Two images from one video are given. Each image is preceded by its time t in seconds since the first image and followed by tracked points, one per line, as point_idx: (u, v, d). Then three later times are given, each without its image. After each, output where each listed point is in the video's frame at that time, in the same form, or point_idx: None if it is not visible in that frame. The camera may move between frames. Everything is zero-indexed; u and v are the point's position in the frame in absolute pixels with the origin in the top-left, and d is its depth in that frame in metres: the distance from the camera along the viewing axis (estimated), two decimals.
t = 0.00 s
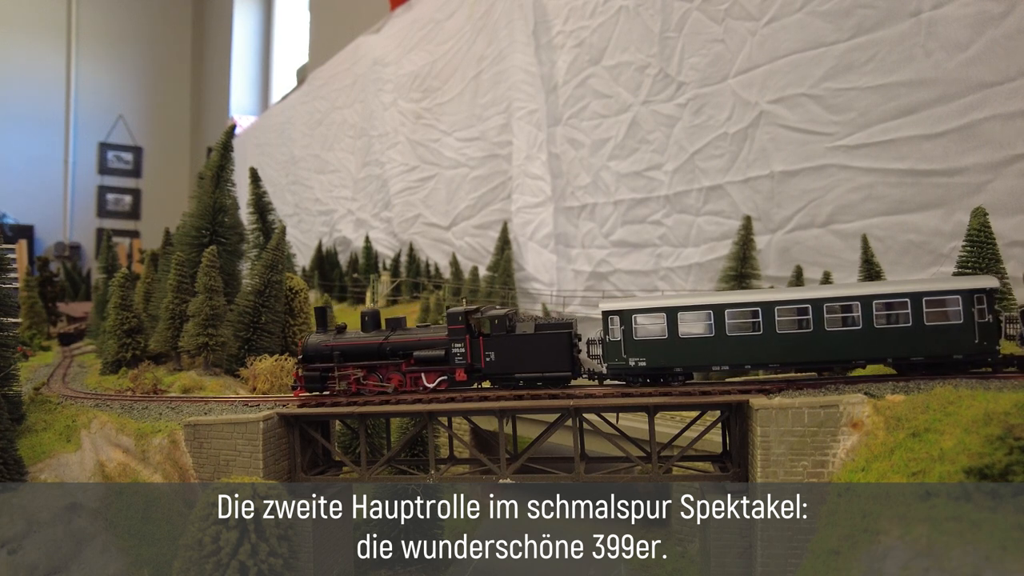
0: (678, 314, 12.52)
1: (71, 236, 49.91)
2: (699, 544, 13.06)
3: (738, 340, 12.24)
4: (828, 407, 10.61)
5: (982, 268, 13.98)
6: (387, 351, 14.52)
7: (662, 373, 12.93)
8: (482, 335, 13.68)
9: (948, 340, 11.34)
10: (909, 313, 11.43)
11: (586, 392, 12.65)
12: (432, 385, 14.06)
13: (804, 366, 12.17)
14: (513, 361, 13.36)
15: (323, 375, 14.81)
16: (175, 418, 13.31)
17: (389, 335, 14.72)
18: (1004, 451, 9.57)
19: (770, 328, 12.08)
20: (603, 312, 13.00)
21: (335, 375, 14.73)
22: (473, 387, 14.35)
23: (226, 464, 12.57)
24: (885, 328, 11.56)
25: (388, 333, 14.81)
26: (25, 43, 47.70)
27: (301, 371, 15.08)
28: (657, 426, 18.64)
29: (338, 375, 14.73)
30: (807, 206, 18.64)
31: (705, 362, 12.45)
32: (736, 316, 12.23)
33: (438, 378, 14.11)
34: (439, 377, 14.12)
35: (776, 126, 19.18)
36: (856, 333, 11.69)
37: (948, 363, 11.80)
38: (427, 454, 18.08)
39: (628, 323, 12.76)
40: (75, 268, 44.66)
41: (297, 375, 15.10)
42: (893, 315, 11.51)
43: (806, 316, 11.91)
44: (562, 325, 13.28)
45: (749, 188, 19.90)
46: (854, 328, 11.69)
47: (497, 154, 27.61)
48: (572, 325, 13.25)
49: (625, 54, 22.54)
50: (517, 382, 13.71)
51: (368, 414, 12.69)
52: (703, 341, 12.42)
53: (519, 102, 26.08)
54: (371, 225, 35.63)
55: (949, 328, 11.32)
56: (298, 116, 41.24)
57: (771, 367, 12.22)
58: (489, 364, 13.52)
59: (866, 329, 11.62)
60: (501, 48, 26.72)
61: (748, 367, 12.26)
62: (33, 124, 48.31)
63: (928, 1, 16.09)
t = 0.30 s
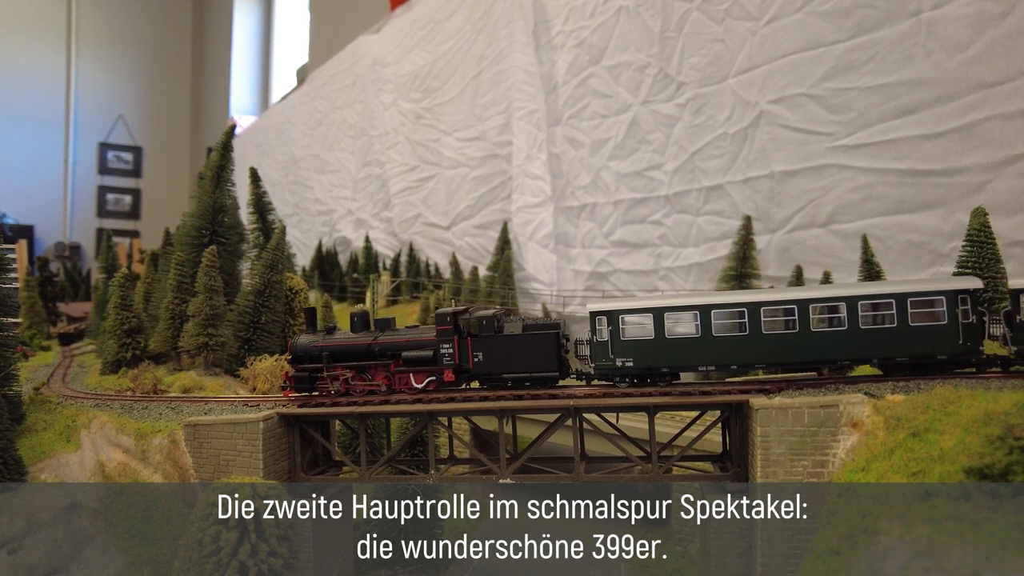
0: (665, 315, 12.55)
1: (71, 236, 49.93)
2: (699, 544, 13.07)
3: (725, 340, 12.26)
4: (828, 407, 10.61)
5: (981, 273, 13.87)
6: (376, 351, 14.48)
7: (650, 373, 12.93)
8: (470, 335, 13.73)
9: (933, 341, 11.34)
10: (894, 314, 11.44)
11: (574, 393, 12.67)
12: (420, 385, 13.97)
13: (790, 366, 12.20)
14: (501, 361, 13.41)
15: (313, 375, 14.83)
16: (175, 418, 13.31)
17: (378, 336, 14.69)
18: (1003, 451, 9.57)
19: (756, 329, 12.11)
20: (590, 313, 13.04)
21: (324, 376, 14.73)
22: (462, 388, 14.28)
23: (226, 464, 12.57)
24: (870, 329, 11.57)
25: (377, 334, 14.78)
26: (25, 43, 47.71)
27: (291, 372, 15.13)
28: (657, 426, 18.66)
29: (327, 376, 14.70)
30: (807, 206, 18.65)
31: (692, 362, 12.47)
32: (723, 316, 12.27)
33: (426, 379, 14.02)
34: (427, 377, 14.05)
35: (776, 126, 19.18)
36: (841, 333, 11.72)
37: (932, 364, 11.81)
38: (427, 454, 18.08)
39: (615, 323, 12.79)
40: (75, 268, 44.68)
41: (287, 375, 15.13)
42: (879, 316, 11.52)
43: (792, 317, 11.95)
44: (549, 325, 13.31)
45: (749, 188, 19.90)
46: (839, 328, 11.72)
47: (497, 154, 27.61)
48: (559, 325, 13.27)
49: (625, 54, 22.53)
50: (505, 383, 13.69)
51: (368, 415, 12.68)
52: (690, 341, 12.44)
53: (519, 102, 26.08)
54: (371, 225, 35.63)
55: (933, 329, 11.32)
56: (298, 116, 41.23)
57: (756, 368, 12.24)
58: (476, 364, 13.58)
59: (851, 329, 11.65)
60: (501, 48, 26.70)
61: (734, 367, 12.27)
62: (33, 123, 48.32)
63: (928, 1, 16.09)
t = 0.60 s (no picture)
0: (654, 315, 12.57)
1: (71, 236, 49.94)
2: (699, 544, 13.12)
3: (713, 340, 12.28)
4: (828, 407, 10.61)
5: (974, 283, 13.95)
6: (366, 352, 14.44)
7: (639, 374, 12.96)
8: (460, 336, 13.69)
9: (920, 341, 11.35)
10: (881, 315, 11.45)
11: (565, 393, 12.68)
12: (410, 386, 14.00)
13: (778, 367, 12.20)
14: (490, 362, 13.41)
15: (304, 376, 14.77)
16: (176, 418, 13.31)
17: (368, 337, 14.65)
18: (1003, 451, 9.55)
19: (744, 329, 12.13)
20: (579, 313, 13.14)
21: (316, 376, 14.71)
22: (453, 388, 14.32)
23: (227, 464, 12.57)
24: (859, 329, 11.58)
25: (368, 335, 14.74)
26: (25, 42, 47.69)
27: (282, 372, 15.09)
28: (657, 426, 18.67)
29: (318, 376, 14.70)
30: (807, 206, 18.65)
31: (681, 363, 12.48)
32: (711, 316, 12.30)
33: (417, 380, 14.02)
34: (418, 378, 14.04)
35: (776, 125, 19.18)
36: (829, 334, 11.72)
37: (920, 365, 11.82)
38: (427, 454, 18.08)
39: (604, 324, 12.82)
40: (75, 268, 44.71)
41: (278, 376, 15.11)
42: (867, 316, 11.53)
43: (780, 317, 11.95)
44: (540, 325, 13.28)
45: (750, 188, 19.90)
46: (827, 329, 11.72)
47: (497, 154, 27.61)
48: (549, 325, 13.28)
49: (626, 54, 22.53)
50: (495, 383, 13.70)
51: (368, 415, 12.67)
52: (678, 342, 12.44)
53: (519, 102, 26.07)
54: (371, 225, 35.63)
55: (920, 329, 11.34)
56: (298, 116, 41.23)
57: (744, 368, 12.25)
58: (466, 365, 13.58)
59: (840, 330, 11.66)
60: (501, 48, 26.70)
61: (722, 368, 12.29)
62: (33, 123, 48.29)
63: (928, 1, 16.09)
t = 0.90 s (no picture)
0: (642, 316, 12.59)
1: (71, 236, 49.93)
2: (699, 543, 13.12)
3: (700, 341, 12.32)
4: (827, 406, 10.62)
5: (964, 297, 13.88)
6: (356, 353, 14.35)
7: (626, 374, 12.98)
8: (449, 336, 13.69)
9: (907, 341, 11.41)
10: (868, 316, 11.49)
11: (554, 393, 12.72)
12: (400, 386, 14.00)
13: (765, 367, 12.24)
14: (480, 362, 13.41)
15: (293, 377, 14.61)
16: (175, 418, 13.31)
17: (359, 337, 14.57)
18: (1004, 451, 9.54)
19: (731, 330, 12.17)
20: (568, 314, 13.11)
21: (306, 377, 14.60)
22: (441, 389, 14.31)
23: (227, 464, 12.57)
24: (845, 330, 11.64)
25: (357, 335, 14.63)
26: (25, 42, 47.72)
27: (272, 373, 14.89)
28: (657, 426, 18.68)
29: (308, 377, 14.59)
30: (807, 206, 18.65)
31: (669, 363, 12.51)
32: (697, 317, 12.34)
33: (406, 380, 14.03)
34: (407, 378, 14.04)
35: (776, 125, 19.18)
36: (816, 334, 11.77)
37: (906, 366, 11.87)
38: (427, 454, 18.07)
39: (592, 324, 12.82)
40: (75, 268, 44.73)
41: (268, 376, 14.88)
42: (854, 317, 11.59)
43: (767, 318, 12.00)
44: (528, 326, 13.36)
45: (750, 188, 19.91)
46: (814, 329, 11.78)
47: (497, 154, 27.62)
48: (537, 326, 13.31)
49: (626, 54, 22.53)
50: (485, 383, 13.72)
51: (368, 414, 12.66)
52: (666, 343, 12.47)
53: (519, 102, 26.06)
54: (371, 225, 35.63)
55: (907, 330, 11.39)
56: (298, 116, 41.23)
57: (732, 368, 12.29)
58: (456, 365, 13.60)
59: (827, 331, 11.71)
60: (501, 48, 26.69)
61: (710, 368, 12.35)
62: (33, 122, 48.29)
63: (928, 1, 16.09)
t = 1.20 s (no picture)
0: (630, 317, 12.64)
1: (71, 236, 49.91)
2: (699, 543, 13.17)
3: (688, 341, 12.37)
4: (828, 406, 10.62)
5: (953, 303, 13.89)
6: (346, 353, 14.35)
7: (615, 374, 13.02)
8: (438, 337, 13.67)
9: (893, 342, 11.47)
10: (855, 316, 11.57)
11: (543, 393, 12.75)
12: (390, 387, 14.03)
13: (754, 367, 12.29)
14: (470, 363, 13.40)
15: (284, 377, 14.69)
16: (175, 418, 13.30)
17: (349, 337, 14.57)
18: (1003, 451, 9.54)
19: (719, 330, 12.23)
20: (557, 314, 13.14)
21: (296, 377, 14.61)
22: (432, 389, 14.32)
23: (227, 464, 12.57)
24: (832, 330, 11.71)
25: (348, 335, 14.62)
26: (25, 42, 47.74)
27: (263, 373, 14.96)
28: (657, 426, 18.69)
29: (299, 377, 14.64)
30: (807, 206, 18.66)
31: (657, 363, 12.56)
32: (686, 317, 12.38)
33: (396, 381, 14.09)
34: (397, 379, 14.11)
35: (776, 125, 19.18)
36: (804, 335, 11.83)
37: (893, 366, 11.92)
38: (427, 454, 18.06)
39: (581, 325, 12.87)
40: (75, 268, 44.74)
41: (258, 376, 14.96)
42: (841, 317, 11.66)
43: (755, 318, 12.06)
44: (517, 327, 13.27)
45: (750, 188, 19.91)
46: (802, 330, 11.84)
47: (497, 154, 27.62)
48: (527, 327, 13.28)
49: (625, 54, 22.53)
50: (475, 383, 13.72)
51: (368, 414, 12.65)
52: (655, 343, 12.52)
53: (519, 102, 26.05)
54: (371, 225, 35.62)
55: (894, 330, 11.46)
56: (298, 116, 41.22)
57: (720, 368, 12.34)
58: (445, 365, 13.57)
59: (814, 331, 11.77)
60: (501, 48, 26.69)
61: (698, 368, 12.39)
62: (33, 122, 48.29)
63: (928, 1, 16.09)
